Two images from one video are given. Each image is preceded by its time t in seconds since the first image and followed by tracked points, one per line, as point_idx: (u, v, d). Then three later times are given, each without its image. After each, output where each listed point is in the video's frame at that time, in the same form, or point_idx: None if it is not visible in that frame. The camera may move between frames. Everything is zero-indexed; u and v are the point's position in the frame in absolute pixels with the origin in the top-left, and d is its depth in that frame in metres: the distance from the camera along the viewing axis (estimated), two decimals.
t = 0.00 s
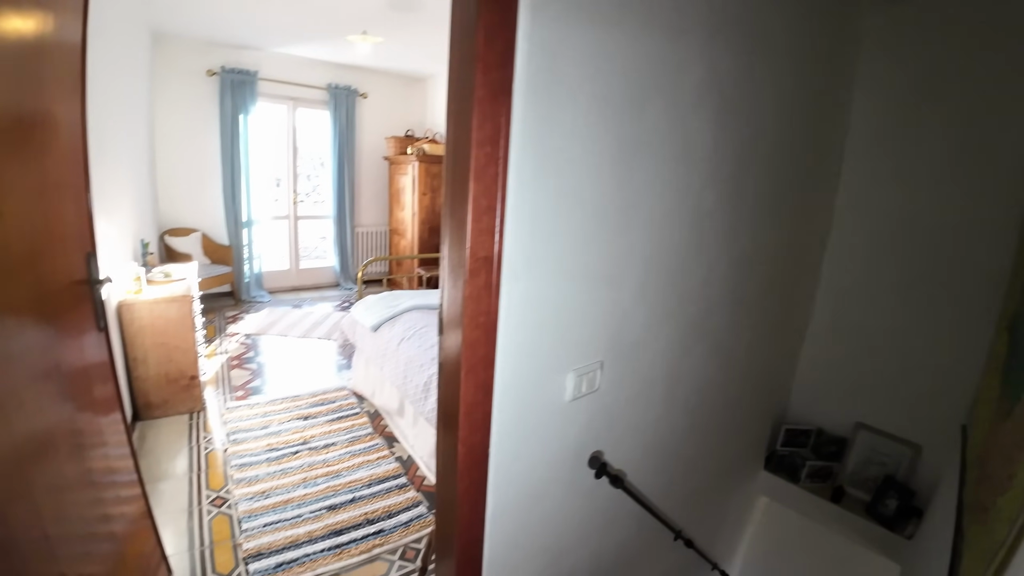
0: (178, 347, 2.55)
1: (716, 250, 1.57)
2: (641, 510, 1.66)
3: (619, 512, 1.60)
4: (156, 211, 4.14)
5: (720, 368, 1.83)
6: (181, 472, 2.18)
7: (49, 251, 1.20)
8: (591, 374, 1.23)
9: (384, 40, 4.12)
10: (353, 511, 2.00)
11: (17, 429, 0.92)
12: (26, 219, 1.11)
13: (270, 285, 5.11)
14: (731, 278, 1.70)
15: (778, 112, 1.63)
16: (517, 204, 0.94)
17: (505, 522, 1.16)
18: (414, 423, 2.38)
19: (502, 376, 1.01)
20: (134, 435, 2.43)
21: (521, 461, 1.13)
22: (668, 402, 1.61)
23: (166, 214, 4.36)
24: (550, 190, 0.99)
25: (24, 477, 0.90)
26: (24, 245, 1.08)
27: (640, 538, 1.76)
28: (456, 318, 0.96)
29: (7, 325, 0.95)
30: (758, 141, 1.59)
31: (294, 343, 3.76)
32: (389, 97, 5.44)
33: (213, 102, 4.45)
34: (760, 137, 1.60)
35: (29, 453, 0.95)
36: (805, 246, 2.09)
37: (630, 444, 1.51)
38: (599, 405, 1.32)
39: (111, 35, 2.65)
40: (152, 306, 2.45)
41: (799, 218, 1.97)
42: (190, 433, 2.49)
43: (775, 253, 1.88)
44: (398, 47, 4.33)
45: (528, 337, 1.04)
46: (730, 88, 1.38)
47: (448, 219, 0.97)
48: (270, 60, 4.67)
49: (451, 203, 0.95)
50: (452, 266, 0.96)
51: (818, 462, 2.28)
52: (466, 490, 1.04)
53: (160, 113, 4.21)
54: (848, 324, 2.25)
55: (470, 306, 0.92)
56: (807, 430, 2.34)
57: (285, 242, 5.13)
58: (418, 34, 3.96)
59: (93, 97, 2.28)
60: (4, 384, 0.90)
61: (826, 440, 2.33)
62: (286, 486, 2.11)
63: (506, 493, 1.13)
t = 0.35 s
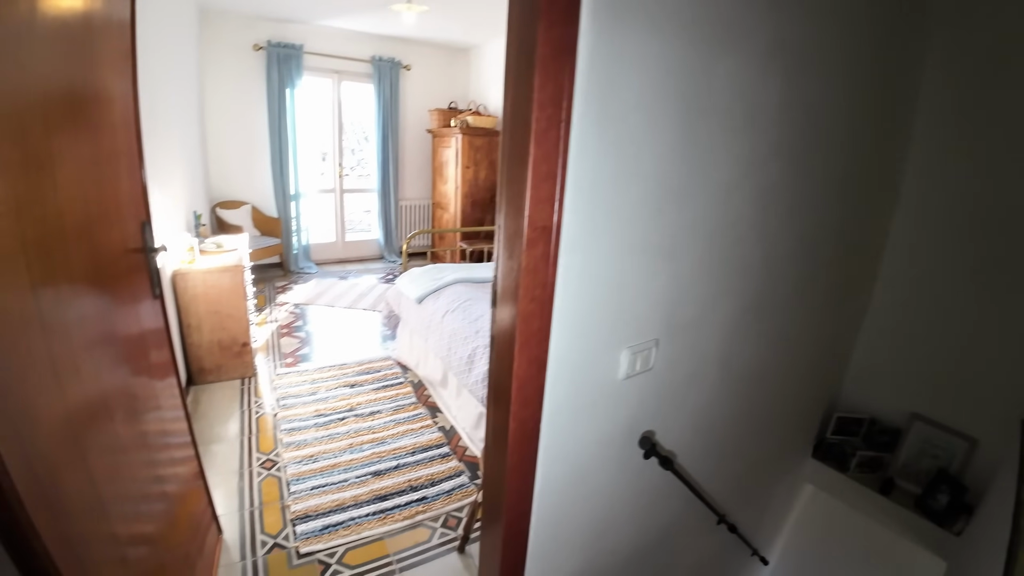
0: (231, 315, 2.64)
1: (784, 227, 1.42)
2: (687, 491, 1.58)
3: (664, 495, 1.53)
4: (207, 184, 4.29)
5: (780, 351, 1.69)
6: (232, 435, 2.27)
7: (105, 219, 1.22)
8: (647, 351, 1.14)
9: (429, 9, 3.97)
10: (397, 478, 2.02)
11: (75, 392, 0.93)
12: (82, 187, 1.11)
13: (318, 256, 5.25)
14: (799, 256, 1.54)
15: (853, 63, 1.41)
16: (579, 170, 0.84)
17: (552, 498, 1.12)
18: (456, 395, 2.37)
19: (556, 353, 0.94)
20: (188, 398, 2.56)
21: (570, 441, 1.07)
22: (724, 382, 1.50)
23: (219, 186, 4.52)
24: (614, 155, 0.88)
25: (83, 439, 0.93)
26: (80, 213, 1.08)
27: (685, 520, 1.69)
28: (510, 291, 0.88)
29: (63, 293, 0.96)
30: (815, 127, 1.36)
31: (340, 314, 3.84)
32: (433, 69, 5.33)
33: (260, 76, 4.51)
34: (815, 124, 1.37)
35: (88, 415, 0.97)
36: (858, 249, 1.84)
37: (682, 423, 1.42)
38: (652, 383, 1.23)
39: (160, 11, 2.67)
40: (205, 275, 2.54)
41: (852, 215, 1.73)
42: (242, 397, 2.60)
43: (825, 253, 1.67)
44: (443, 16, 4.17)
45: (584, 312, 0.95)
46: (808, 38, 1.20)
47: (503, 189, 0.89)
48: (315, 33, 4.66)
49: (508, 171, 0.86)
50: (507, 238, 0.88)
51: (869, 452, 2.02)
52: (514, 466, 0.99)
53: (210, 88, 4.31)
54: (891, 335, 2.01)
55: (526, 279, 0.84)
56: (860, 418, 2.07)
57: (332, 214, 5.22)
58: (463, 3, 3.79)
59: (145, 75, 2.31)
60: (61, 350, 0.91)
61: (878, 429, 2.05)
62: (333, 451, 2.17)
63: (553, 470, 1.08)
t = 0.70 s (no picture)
0: (277, 287, 2.71)
1: (841, 206, 1.20)
2: (737, 480, 1.48)
3: (711, 483, 1.45)
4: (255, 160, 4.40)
5: (846, 340, 1.54)
6: (279, 403, 2.35)
7: (154, 189, 1.17)
8: (704, 335, 1.04)
9: None
10: (437, 450, 2.03)
11: (122, 365, 0.90)
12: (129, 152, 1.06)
13: (361, 231, 5.33)
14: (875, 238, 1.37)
15: None
16: (644, 135, 0.75)
17: (597, 483, 1.06)
18: (497, 370, 2.34)
19: (611, 336, 0.86)
20: (236, 367, 2.66)
21: (619, 427, 1.00)
22: (784, 369, 1.38)
23: (266, 162, 4.63)
24: (683, 119, 0.78)
25: (132, 409, 0.91)
26: (127, 180, 1.03)
27: (733, 508, 1.60)
28: (563, 270, 0.80)
29: (110, 261, 0.91)
30: (894, 97, 1.14)
31: (383, 288, 3.89)
32: (476, 40, 5.18)
33: (304, 52, 4.52)
34: (898, 93, 1.14)
35: (137, 386, 0.95)
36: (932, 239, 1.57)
37: (737, 410, 1.32)
38: (708, 369, 1.14)
39: None
40: (253, 249, 2.60)
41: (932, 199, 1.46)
42: (289, 367, 2.69)
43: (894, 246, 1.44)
44: None
45: (640, 293, 0.86)
46: None
47: (558, 159, 0.80)
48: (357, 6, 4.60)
49: (565, 139, 0.77)
50: (562, 213, 0.80)
51: (921, 449, 1.77)
52: (560, 450, 0.93)
53: (257, 65, 4.37)
54: (948, 341, 1.73)
55: (583, 256, 0.76)
56: (912, 411, 1.82)
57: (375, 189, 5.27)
58: None
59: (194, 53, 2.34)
60: (109, 322, 0.87)
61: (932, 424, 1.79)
62: (376, 422, 2.20)
63: (599, 455, 1.02)
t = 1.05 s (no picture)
0: (317, 263, 2.75)
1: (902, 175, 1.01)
2: (787, 475, 1.39)
3: (760, 477, 1.36)
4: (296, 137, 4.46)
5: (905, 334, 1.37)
6: (318, 377, 2.40)
7: (194, 161, 1.09)
8: (760, 325, 0.94)
9: None
10: (471, 429, 2.02)
11: (161, 340, 0.87)
12: (168, 119, 0.97)
13: (399, 209, 5.36)
14: (948, 219, 1.18)
15: None
16: (713, 98, 0.65)
17: (639, 473, 1.00)
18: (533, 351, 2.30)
19: (662, 324, 0.78)
20: (278, 339, 2.73)
21: (664, 417, 0.93)
22: (847, 362, 1.25)
23: (307, 139, 4.69)
24: (757, 82, 0.67)
25: (170, 384, 0.90)
26: (167, 150, 0.96)
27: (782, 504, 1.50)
28: (614, 249, 0.72)
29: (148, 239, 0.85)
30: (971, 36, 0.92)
31: (419, 266, 3.90)
32: (517, 12, 4.99)
33: (343, 28, 4.50)
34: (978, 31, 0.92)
35: (175, 361, 0.93)
36: (1001, 235, 1.37)
37: (792, 403, 1.21)
38: (762, 360, 1.04)
39: None
40: (293, 225, 2.63)
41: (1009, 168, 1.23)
42: (328, 341, 2.74)
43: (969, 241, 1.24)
44: None
45: (696, 278, 0.77)
46: None
47: (613, 128, 0.72)
48: None
49: (623, 104, 0.68)
50: (614, 189, 0.71)
51: (969, 449, 1.58)
52: (603, 439, 0.86)
53: (297, 42, 4.38)
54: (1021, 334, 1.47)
55: (639, 233, 0.67)
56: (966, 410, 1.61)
57: (412, 167, 5.25)
58: None
59: (233, 30, 2.33)
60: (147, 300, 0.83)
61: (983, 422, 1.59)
62: (411, 398, 2.21)
63: (642, 445, 0.95)
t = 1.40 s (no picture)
0: (349, 243, 2.76)
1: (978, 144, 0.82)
2: (834, 479, 1.29)
3: (806, 477, 1.27)
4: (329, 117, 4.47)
5: (962, 330, 1.19)
6: (349, 356, 2.42)
7: (222, 136, 1.06)
8: (817, 319, 0.84)
9: None
10: (499, 413, 1.99)
11: (188, 319, 0.86)
12: (195, 93, 0.94)
13: (430, 190, 5.34)
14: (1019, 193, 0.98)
15: None
16: (784, 64, 0.56)
17: (676, 470, 0.94)
18: (565, 337, 2.24)
19: (712, 317, 0.70)
20: (310, 318, 2.77)
21: (707, 415, 0.86)
22: (908, 361, 1.14)
23: (341, 120, 4.70)
24: (834, 40, 0.58)
25: (198, 363, 0.89)
26: (194, 124, 0.93)
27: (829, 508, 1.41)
28: (663, 232, 0.64)
29: (174, 215, 0.82)
30: None
31: (450, 247, 3.87)
32: None
33: (375, 6, 4.43)
34: None
35: (203, 339, 0.92)
36: None
37: (844, 405, 1.11)
38: (815, 356, 0.94)
39: None
40: (325, 204, 2.64)
41: None
42: (359, 321, 2.76)
43: None
44: None
45: (751, 267, 0.69)
46: None
47: (665, 98, 0.64)
48: None
49: (679, 70, 0.60)
50: (665, 166, 0.63)
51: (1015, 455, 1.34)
52: (642, 435, 0.80)
53: (330, 21, 4.36)
54: None
55: (693, 215, 0.60)
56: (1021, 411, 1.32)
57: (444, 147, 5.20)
58: None
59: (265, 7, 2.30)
60: (173, 278, 0.81)
61: None
62: (440, 380, 2.20)
63: (681, 443, 0.89)
